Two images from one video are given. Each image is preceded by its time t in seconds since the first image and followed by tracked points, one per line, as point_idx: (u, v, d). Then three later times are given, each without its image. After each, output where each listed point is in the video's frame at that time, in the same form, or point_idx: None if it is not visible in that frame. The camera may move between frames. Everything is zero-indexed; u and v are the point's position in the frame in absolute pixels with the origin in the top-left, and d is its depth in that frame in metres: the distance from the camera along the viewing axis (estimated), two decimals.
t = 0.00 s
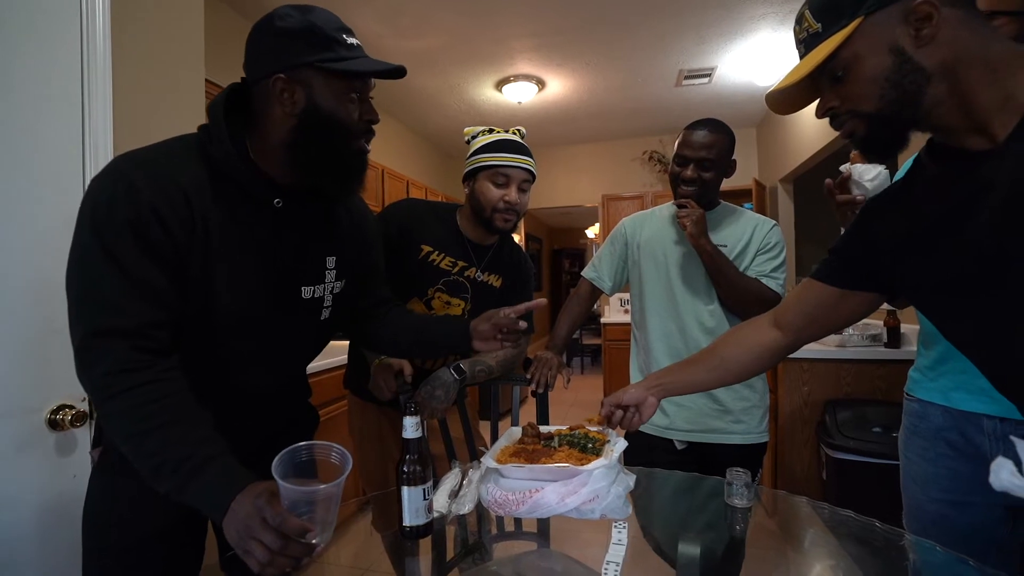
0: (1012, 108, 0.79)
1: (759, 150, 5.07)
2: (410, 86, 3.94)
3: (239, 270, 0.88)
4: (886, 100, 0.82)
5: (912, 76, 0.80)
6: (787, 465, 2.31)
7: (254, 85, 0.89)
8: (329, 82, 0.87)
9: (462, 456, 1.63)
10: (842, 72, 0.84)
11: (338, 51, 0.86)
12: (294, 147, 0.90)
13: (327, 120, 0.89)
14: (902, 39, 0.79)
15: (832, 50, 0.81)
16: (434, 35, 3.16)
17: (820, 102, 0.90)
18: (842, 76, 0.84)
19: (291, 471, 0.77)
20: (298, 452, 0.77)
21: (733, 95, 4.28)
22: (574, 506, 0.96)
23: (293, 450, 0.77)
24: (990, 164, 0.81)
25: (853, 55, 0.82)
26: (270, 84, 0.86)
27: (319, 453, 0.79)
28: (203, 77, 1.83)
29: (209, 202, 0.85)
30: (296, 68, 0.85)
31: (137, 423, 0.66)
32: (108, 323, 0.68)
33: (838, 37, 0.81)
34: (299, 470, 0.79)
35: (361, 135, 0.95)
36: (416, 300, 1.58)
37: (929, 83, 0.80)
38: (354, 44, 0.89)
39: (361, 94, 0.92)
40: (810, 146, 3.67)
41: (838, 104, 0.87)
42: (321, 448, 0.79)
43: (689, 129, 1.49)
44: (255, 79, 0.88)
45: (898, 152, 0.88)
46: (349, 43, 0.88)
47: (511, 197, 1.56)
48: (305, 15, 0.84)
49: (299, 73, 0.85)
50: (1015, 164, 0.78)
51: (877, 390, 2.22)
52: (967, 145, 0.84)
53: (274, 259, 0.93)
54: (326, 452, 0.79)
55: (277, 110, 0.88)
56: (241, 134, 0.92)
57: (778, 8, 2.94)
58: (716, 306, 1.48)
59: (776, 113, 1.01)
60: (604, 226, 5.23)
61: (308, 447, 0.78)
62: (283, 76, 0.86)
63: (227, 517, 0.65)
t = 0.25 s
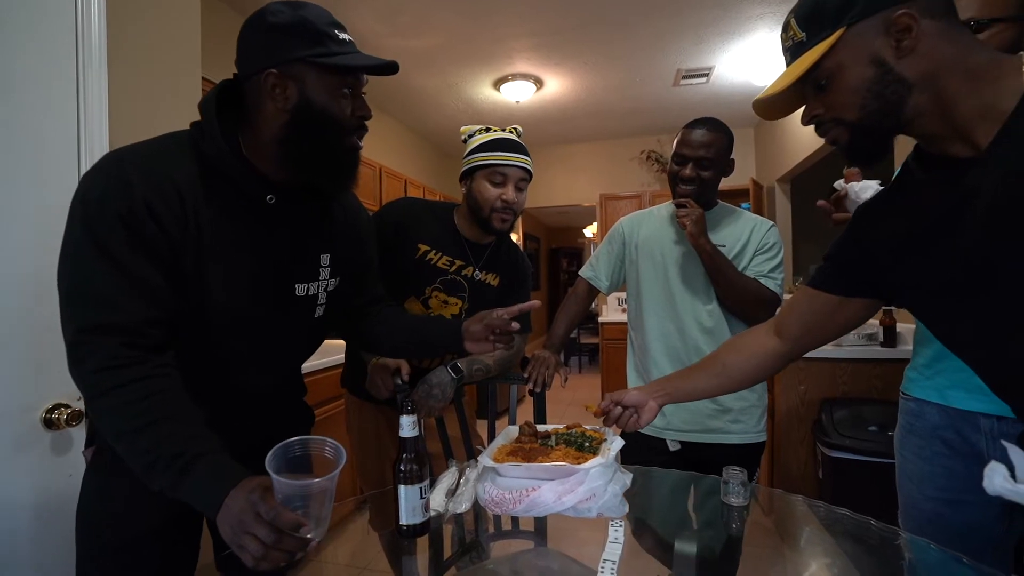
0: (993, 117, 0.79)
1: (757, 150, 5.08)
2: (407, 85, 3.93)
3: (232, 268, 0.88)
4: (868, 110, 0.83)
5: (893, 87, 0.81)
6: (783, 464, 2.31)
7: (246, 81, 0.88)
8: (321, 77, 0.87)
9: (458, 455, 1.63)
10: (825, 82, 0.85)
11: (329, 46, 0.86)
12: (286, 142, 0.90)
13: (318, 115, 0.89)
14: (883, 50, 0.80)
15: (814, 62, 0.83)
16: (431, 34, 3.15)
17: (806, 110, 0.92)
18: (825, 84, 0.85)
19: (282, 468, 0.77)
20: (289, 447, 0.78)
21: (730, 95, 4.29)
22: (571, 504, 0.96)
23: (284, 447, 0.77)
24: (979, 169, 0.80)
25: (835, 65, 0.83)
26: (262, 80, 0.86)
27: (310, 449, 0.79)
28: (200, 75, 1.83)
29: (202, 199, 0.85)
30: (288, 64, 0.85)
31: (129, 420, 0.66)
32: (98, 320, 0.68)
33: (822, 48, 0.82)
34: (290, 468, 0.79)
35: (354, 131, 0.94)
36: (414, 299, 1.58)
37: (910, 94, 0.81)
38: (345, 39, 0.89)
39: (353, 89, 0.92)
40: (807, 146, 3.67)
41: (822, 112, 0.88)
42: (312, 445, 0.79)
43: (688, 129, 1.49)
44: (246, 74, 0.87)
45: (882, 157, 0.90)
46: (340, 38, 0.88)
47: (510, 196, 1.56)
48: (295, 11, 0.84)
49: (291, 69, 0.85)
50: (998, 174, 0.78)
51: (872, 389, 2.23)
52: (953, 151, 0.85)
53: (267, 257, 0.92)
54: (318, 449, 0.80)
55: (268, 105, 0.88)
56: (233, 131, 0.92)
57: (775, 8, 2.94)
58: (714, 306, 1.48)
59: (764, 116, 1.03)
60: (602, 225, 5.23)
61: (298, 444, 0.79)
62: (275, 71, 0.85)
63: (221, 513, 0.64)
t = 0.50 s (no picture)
0: (970, 125, 0.78)
1: (755, 149, 5.08)
2: (405, 83, 3.93)
3: (226, 264, 0.87)
4: (845, 123, 0.84)
5: (869, 100, 0.81)
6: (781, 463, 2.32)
7: (239, 75, 0.87)
8: (314, 73, 0.86)
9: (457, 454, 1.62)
10: (806, 94, 0.86)
11: (323, 41, 0.85)
12: (279, 138, 0.89)
13: (312, 111, 0.88)
14: (860, 64, 0.80)
15: (792, 76, 0.84)
16: (429, 32, 3.15)
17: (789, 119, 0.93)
18: (806, 96, 0.86)
19: (272, 467, 0.77)
20: (278, 446, 0.77)
21: (728, 94, 4.29)
22: (568, 503, 0.96)
23: (273, 445, 0.76)
24: (962, 178, 0.79)
25: (815, 78, 0.84)
26: (254, 75, 0.85)
27: (299, 447, 0.79)
28: (196, 73, 1.82)
29: (195, 195, 0.85)
30: (280, 59, 0.84)
31: (118, 419, 0.65)
32: (88, 318, 0.68)
33: (800, 63, 0.83)
34: (280, 467, 0.78)
35: (348, 127, 0.94)
36: (411, 297, 1.58)
37: (887, 105, 0.81)
38: (338, 34, 0.88)
39: (347, 84, 0.91)
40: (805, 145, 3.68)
41: (804, 123, 0.89)
42: (303, 442, 0.79)
43: (686, 127, 1.49)
44: (239, 70, 0.86)
45: (863, 164, 0.91)
46: (334, 34, 0.87)
47: (509, 194, 1.56)
48: (288, 6, 0.83)
49: (284, 64, 0.84)
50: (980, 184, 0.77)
51: (870, 388, 2.23)
52: (936, 162, 0.84)
53: (262, 254, 0.92)
54: (308, 448, 0.79)
55: (262, 101, 0.87)
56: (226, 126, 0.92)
57: (774, 6, 2.94)
58: (712, 305, 1.48)
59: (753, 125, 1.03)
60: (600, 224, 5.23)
61: (288, 442, 0.78)
62: (268, 67, 0.84)
63: (209, 511, 0.64)
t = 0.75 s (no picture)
0: (948, 134, 0.75)
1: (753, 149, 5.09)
2: (404, 82, 3.92)
3: (223, 261, 0.87)
4: (826, 135, 0.84)
5: (849, 111, 0.82)
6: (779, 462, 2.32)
7: (235, 71, 0.87)
8: (311, 69, 0.86)
9: (455, 453, 1.63)
10: (789, 105, 0.86)
11: (319, 37, 0.85)
12: (276, 134, 0.89)
13: (309, 106, 0.88)
14: (839, 76, 0.81)
15: (773, 89, 0.84)
16: (428, 32, 3.15)
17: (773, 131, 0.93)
18: (789, 108, 0.87)
19: (270, 466, 0.77)
20: (277, 446, 0.77)
21: (727, 94, 4.30)
22: (566, 502, 0.96)
23: (271, 445, 0.76)
24: (944, 189, 0.77)
25: (796, 90, 0.84)
26: (251, 71, 0.85)
27: (298, 447, 0.79)
28: (194, 71, 1.82)
29: (192, 191, 0.84)
30: (277, 55, 0.84)
31: (114, 417, 0.65)
32: (84, 315, 0.68)
33: (781, 76, 0.84)
34: (279, 466, 0.79)
35: (345, 123, 0.94)
36: (409, 296, 1.57)
37: (865, 118, 0.81)
38: (335, 30, 0.88)
39: (343, 80, 0.91)
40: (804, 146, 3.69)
41: (788, 134, 0.90)
42: (301, 441, 0.79)
43: (685, 125, 1.49)
44: (235, 66, 0.86)
45: (846, 176, 0.91)
46: (331, 30, 0.87)
47: (508, 193, 1.56)
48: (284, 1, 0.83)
49: (280, 60, 0.84)
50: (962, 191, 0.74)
51: (867, 388, 2.24)
52: (919, 171, 0.82)
53: (259, 250, 0.92)
54: (307, 447, 0.79)
55: (258, 96, 0.87)
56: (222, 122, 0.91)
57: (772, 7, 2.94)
58: (710, 304, 1.48)
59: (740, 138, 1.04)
60: (599, 223, 5.24)
61: (286, 441, 0.78)
62: (263, 62, 0.84)
63: (208, 510, 0.64)
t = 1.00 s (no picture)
0: (942, 133, 0.76)
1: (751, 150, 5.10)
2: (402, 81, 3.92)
3: (218, 256, 0.87)
4: (822, 135, 0.84)
5: (844, 112, 0.82)
6: (776, 463, 2.33)
7: (230, 66, 0.87)
8: (307, 62, 0.85)
9: (453, 452, 1.63)
10: (785, 107, 0.86)
11: (315, 30, 0.84)
12: (272, 128, 0.88)
13: (304, 99, 0.87)
14: (834, 77, 0.81)
15: (768, 91, 0.85)
16: (427, 30, 3.14)
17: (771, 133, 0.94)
18: (785, 109, 0.87)
19: (267, 464, 0.77)
20: (272, 443, 0.77)
21: (725, 94, 4.31)
22: (563, 502, 0.96)
23: (267, 442, 0.76)
24: (938, 186, 0.77)
25: (791, 91, 0.84)
26: (247, 65, 0.84)
27: (295, 444, 0.79)
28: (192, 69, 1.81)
29: (187, 186, 0.84)
30: (273, 48, 0.83)
31: (107, 415, 0.65)
32: (77, 311, 0.67)
33: (778, 77, 0.84)
34: (275, 463, 0.78)
35: (342, 117, 0.93)
36: (407, 296, 1.57)
37: (860, 117, 0.81)
38: (330, 24, 0.87)
39: (340, 75, 0.90)
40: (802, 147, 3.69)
41: (785, 135, 0.90)
42: (297, 437, 0.79)
43: (686, 126, 1.50)
44: (230, 60, 0.86)
45: (845, 176, 0.91)
46: (326, 23, 0.86)
47: (506, 198, 1.56)
48: None
49: (276, 53, 0.83)
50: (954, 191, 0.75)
51: (864, 388, 2.25)
52: (916, 170, 0.82)
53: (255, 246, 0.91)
54: (304, 444, 0.79)
55: (254, 91, 0.86)
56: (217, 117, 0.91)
57: (771, 8, 2.95)
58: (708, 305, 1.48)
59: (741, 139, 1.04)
60: (597, 223, 5.24)
61: (282, 438, 0.78)
62: (260, 56, 0.84)
63: (204, 508, 0.64)
